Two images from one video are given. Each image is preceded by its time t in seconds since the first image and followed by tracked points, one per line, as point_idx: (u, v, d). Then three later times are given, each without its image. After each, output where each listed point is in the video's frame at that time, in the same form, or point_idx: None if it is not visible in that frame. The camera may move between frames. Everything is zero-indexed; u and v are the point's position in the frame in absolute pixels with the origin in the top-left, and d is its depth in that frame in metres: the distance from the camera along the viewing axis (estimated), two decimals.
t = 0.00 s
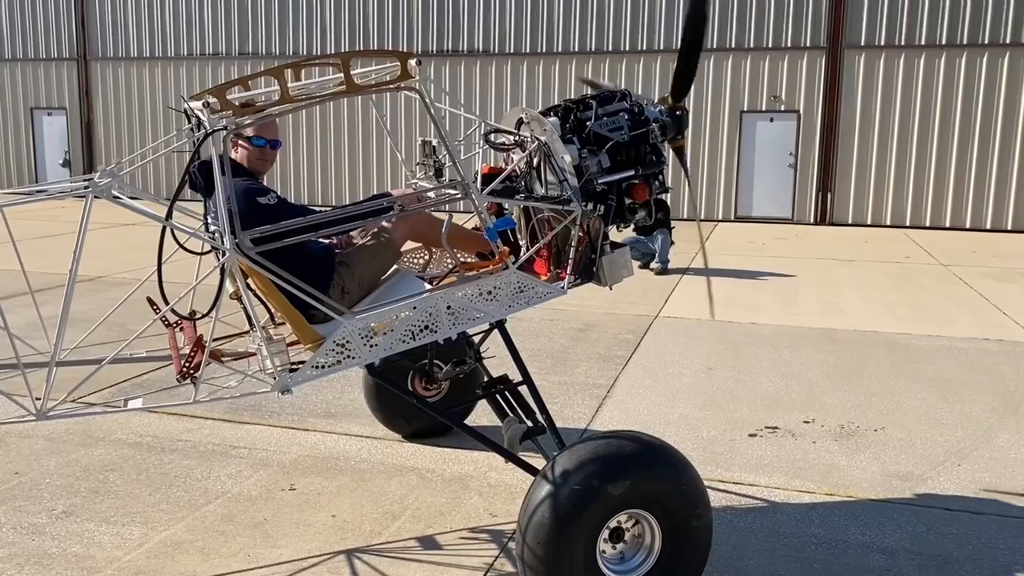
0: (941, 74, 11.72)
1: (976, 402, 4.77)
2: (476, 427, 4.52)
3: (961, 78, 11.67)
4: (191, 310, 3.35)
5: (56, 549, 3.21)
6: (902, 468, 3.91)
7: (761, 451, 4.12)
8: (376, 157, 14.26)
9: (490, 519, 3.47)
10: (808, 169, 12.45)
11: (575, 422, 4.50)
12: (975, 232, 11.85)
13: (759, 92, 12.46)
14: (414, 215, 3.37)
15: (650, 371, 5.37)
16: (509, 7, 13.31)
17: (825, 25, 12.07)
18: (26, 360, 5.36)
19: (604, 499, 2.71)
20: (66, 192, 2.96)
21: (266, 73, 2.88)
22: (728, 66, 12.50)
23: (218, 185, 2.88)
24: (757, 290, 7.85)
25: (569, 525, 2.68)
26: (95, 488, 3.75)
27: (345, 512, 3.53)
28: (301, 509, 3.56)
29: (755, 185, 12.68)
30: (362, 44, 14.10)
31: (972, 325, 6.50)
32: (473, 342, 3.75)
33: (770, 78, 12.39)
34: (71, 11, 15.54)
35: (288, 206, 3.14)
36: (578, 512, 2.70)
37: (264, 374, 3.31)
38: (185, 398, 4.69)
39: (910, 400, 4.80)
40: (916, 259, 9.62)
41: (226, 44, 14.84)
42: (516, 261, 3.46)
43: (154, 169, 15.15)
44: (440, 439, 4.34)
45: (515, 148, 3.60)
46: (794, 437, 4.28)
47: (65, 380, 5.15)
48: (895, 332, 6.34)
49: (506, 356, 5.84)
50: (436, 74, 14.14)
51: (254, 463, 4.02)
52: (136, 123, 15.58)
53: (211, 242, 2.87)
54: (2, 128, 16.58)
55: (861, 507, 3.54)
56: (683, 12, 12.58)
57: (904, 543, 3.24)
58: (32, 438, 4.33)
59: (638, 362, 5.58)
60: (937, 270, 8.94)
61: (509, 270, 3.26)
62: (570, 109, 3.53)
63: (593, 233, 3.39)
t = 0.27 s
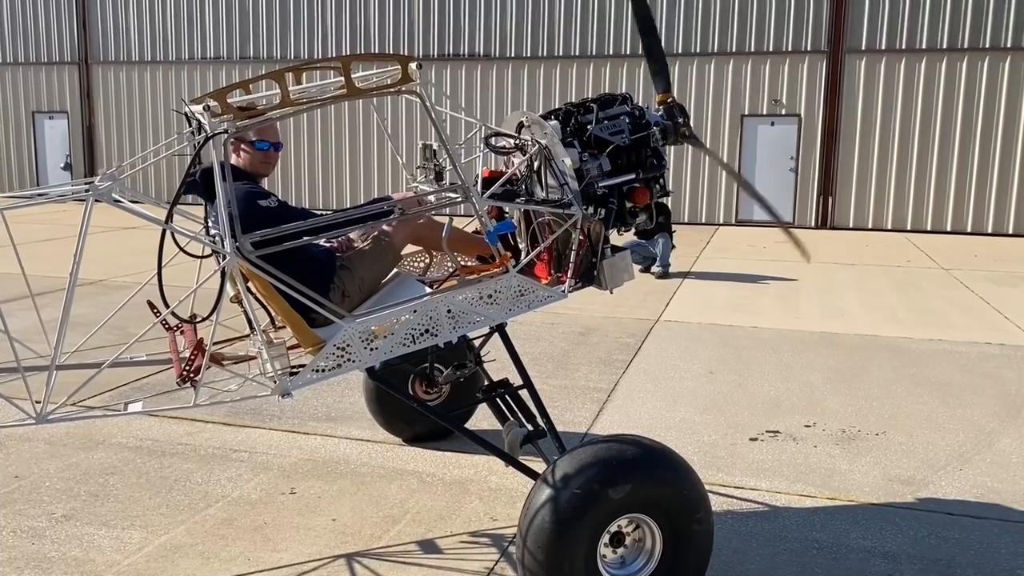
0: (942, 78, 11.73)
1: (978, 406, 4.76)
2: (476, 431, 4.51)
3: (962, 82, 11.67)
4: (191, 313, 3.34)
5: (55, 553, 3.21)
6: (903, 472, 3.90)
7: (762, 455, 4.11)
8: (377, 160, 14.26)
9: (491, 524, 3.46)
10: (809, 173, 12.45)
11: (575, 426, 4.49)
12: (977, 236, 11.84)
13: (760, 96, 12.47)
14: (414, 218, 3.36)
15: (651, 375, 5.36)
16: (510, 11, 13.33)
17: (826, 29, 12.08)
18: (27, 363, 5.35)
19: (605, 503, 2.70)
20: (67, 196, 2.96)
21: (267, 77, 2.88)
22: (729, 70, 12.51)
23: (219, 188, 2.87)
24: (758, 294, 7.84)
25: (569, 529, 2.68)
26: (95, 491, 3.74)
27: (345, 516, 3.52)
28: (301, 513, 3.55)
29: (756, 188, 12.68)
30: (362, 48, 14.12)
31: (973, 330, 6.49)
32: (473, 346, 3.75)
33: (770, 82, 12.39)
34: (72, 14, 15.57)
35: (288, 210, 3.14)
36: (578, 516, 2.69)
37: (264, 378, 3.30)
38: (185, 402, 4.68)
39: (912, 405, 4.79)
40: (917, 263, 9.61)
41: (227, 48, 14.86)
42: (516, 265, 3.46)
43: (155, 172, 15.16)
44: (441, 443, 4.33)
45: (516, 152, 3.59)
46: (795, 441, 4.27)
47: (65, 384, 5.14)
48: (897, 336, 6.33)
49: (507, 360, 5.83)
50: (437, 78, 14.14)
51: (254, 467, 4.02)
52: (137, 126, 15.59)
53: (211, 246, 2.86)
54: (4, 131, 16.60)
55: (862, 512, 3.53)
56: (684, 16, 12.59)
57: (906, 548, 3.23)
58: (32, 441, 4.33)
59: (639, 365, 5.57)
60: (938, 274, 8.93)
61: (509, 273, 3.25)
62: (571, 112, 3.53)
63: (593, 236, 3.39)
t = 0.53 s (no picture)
0: (944, 83, 11.73)
1: (980, 411, 4.76)
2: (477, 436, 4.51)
3: (965, 87, 11.67)
4: (193, 317, 3.34)
5: (56, 557, 3.21)
6: (905, 477, 3.90)
7: (763, 460, 4.11)
8: (379, 165, 14.28)
9: (492, 528, 3.46)
10: (811, 178, 12.45)
11: (577, 430, 4.49)
12: (979, 241, 11.84)
13: (762, 101, 12.47)
14: (416, 222, 3.37)
15: (652, 379, 5.36)
16: (512, 16, 13.36)
17: (829, 34, 12.09)
18: (29, 367, 5.36)
19: (606, 507, 2.70)
20: (70, 200, 2.97)
21: (270, 82, 2.88)
22: (731, 75, 12.53)
23: (221, 192, 2.88)
24: (760, 299, 7.84)
25: (571, 534, 2.68)
26: (96, 495, 3.75)
27: (347, 520, 3.52)
28: (303, 517, 3.55)
29: (758, 193, 12.68)
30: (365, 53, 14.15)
31: (975, 334, 6.48)
32: (475, 349, 3.75)
33: (773, 87, 12.40)
34: (76, 19, 15.61)
35: (290, 214, 3.14)
36: (580, 520, 2.69)
37: (265, 382, 3.31)
38: (187, 405, 4.69)
39: (914, 409, 4.79)
40: (920, 268, 9.61)
41: (230, 52, 14.90)
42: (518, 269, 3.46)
43: (157, 177, 15.19)
44: (442, 447, 4.33)
45: (518, 156, 3.60)
46: (797, 446, 4.27)
47: (68, 388, 5.15)
48: (898, 340, 6.33)
49: (509, 364, 5.83)
50: (439, 83, 14.16)
51: (255, 471, 4.02)
52: (140, 131, 15.62)
53: (213, 250, 2.86)
54: (7, 136, 16.64)
55: (863, 517, 3.53)
56: (686, 21, 12.61)
57: (907, 553, 3.23)
58: (34, 445, 4.33)
59: (641, 370, 5.57)
60: (940, 279, 8.92)
61: (511, 277, 3.26)
62: (573, 117, 3.54)
63: (596, 240, 3.40)
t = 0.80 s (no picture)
0: (946, 88, 11.73)
1: (982, 417, 4.74)
2: (478, 441, 4.50)
3: (966, 92, 11.67)
4: (194, 322, 3.34)
5: (56, 562, 3.20)
6: (907, 483, 3.89)
7: (765, 466, 4.09)
8: (381, 170, 14.29)
9: (493, 534, 3.45)
10: (813, 183, 12.44)
11: (578, 436, 4.48)
12: (981, 246, 11.82)
13: (764, 106, 12.48)
14: (417, 226, 3.37)
15: (654, 385, 5.35)
16: (514, 21, 13.37)
17: (830, 39, 12.09)
18: (30, 372, 5.36)
19: (607, 513, 2.69)
20: (71, 205, 2.96)
21: (271, 87, 2.88)
22: (732, 80, 12.53)
23: (223, 197, 2.87)
24: (761, 304, 7.83)
25: (572, 540, 2.67)
26: (97, 500, 3.74)
27: (347, 525, 3.51)
28: (303, 523, 3.54)
29: (760, 199, 12.67)
30: (367, 58, 14.16)
31: (977, 340, 6.47)
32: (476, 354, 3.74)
33: (774, 92, 12.41)
34: (78, 24, 15.63)
35: (292, 219, 3.14)
36: (580, 527, 2.68)
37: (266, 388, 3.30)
38: (188, 410, 4.68)
39: (916, 415, 4.77)
40: (922, 273, 9.59)
41: (232, 57, 14.91)
42: (520, 274, 3.45)
43: (159, 181, 15.20)
44: (443, 453, 4.33)
45: (519, 161, 3.60)
46: (799, 452, 4.26)
47: (69, 393, 5.15)
48: (900, 346, 6.31)
49: (510, 369, 5.83)
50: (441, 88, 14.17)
51: (256, 476, 4.01)
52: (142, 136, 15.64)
53: (215, 255, 2.86)
54: (9, 141, 16.65)
55: (866, 523, 3.52)
56: (688, 26, 12.61)
57: (910, 559, 3.22)
58: (34, 450, 4.32)
59: (642, 375, 5.56)
60: (941, 284, 8.91)
61: (512, 282, 3.25)
62: (574, 122, 3.54)
63: (597, 245, 3.40)
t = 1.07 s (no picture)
0: (947, 93, 11.74)
1: (985, 422, 4.74)
2: (480, 446, 4.50)
3: (968, 97, 11.67)
4: (197, 327, 3.35)
5: (58, 567, 3.20)
6: (910, 489, 3.88)
7: (768, 471, 4.09)
8: (383, 175, 14.30)
9: (495, 539, 3.44)
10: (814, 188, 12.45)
11: (580, 441, 4.48)
12: (984, 250, 11.82)
13: (766, 111, 12.49)
14: (420, 231, 3.37)
15: (656, 389, 5.35)
16: (516, 26, 13.39)
17: (832, 44, 12.10)
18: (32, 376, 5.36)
19: (610, 518, 2.69)
20: (74, 210, 2.96)
21: (273, 91, 2.89)
22: (734, 85, 12.54)
23: (225, 203, 2.88)
24: (763, 309, 7.82)
25: (574, 545, 2.66)
26: (98, 505, 3.74)
27: (349, 530, 3.51)
28: (305, 528, 3.54)
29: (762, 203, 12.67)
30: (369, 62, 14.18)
31: (980, 345, 6.46)
32: (478, 359, 3.74)
33: (776, 97, 12.42)
34: (81, 29, 15.67)
35: (294, 224, 3.14)
36: (583, 532, 2.67)
37: (269, 393, 3.30)
38: (190, 415, 4.68)
39: (919, 420, 4.77)
40: (924, 278, 9.58)
41: (234, 62, 14.94)
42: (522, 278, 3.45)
43: (161, 186, 15.23)
44: (445, 457, 4.32)
45: (521, 166, 3.59)
46: (801, 457, 4.25)
47: (71, 397, 5.15)
48: (902, 351, 6.31)
49: (512, 374, 5.82)
50: (443, 93, 14.19)
51: (258, 481, 4.01)
52: (144, 140, 15.67)
53: (217, 259, 2.86)
54: (12, 146, 16.69)
55: (869, 528, 3.51)
56: (690, 31, 12.63)
57: (914, 565, 3.21)
58: (36, 454, 4.33)
59: (644, 380, 5.56)
60: (944, 289, 8.90)
61: (514, 286, 3.25)
62: (577, 127, 3.54)
63: (599, 250, 3.37)
